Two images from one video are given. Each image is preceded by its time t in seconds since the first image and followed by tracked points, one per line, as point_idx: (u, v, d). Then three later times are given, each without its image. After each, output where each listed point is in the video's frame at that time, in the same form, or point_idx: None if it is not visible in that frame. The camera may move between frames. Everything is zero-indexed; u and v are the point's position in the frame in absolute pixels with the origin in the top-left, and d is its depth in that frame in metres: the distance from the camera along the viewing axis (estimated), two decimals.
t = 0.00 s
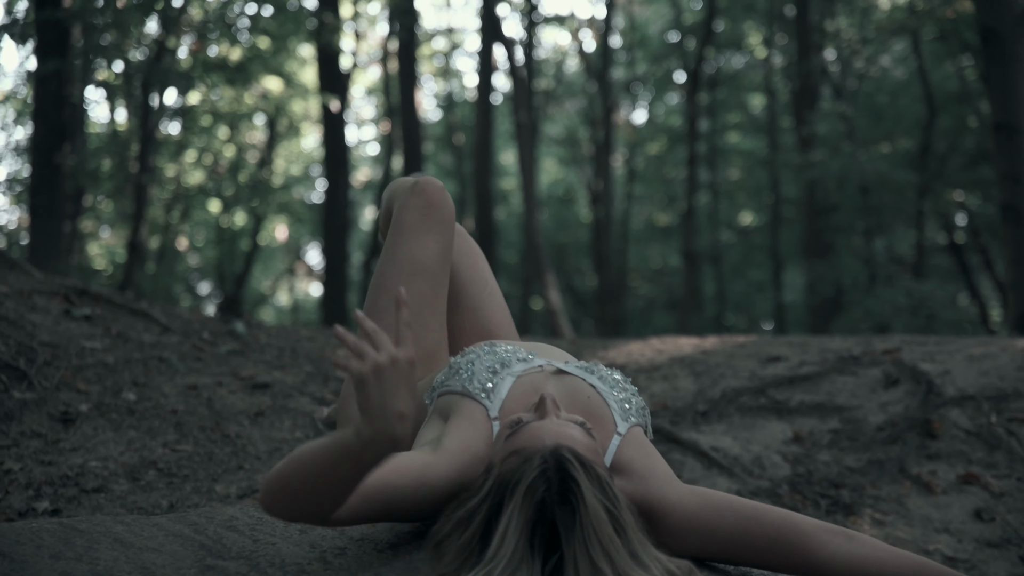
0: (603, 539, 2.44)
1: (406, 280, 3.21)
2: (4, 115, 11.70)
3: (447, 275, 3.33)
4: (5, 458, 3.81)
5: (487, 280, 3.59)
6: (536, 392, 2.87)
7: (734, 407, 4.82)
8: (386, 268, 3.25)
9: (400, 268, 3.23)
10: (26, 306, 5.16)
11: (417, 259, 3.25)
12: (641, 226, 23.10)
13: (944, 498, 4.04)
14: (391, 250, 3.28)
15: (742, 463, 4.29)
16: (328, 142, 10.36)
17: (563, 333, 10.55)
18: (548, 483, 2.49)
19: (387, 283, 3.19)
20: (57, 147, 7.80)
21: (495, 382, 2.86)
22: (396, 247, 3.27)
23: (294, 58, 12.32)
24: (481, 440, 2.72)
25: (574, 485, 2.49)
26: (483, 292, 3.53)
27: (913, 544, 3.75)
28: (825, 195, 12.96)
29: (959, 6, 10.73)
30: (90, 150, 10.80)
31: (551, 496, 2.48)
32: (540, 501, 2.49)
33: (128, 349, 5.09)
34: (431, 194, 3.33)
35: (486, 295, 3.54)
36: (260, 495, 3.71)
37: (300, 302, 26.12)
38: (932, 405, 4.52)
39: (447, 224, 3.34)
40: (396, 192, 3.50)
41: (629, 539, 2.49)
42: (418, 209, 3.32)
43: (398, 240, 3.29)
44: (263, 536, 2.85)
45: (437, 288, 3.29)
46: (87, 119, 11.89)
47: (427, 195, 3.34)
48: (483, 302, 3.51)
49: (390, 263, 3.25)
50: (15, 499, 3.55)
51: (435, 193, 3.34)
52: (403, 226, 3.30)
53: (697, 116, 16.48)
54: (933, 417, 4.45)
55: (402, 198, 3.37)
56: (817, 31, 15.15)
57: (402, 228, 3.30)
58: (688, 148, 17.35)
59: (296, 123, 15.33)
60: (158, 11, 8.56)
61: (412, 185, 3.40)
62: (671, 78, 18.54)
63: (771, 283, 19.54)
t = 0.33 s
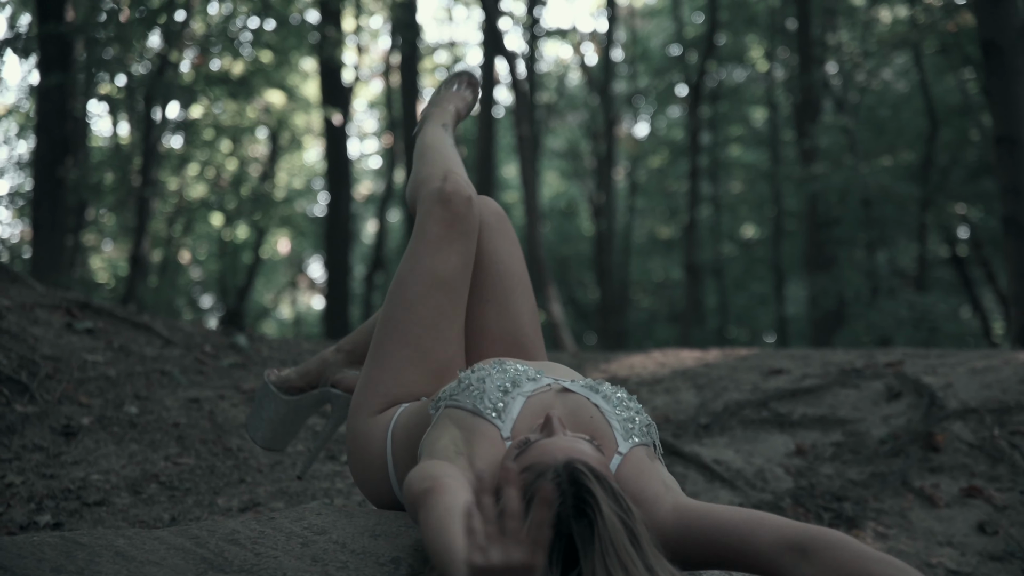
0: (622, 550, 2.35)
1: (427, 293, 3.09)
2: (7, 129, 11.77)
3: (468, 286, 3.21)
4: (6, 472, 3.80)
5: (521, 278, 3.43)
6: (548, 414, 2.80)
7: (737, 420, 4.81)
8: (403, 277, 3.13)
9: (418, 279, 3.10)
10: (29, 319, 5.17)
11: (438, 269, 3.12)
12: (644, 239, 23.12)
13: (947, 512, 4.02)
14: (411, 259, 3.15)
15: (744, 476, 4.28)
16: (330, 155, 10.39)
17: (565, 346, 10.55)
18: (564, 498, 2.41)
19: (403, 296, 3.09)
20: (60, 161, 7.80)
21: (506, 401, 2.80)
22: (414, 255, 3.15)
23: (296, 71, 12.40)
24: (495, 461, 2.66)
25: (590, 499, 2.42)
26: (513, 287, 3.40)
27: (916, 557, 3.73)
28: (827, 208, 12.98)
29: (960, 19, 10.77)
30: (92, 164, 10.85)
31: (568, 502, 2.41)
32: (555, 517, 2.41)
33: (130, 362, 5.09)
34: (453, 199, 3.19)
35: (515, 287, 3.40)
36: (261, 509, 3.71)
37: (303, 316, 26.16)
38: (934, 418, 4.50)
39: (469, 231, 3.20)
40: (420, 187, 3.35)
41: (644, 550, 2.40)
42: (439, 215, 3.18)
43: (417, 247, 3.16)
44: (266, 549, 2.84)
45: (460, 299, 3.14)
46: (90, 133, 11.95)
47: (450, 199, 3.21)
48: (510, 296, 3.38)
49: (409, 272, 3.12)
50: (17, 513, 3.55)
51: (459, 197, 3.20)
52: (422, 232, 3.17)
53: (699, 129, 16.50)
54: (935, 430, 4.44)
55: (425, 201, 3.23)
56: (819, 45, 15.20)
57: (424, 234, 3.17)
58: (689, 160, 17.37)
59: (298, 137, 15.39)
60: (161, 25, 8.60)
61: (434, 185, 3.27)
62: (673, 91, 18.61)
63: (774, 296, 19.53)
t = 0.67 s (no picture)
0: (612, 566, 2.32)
1: (454, 319, 3.03)
2: (12, 145, 11.82)
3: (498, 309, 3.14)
4: (9, 488, 3.81)
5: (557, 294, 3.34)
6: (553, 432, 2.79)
7: (740, 437, 4.81)
8: (429, 296, 3.07)
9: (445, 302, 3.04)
10: (32, 335, 5.18)
11: (468, 296, 3.04)
12: (647, 256, 23.16)
13: (952, 529, 3.99)
14: (441, 276, 3.09)
15: (748, 493, 4.27)
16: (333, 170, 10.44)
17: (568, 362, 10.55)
18: (555, 520, 2.39)
19: (428, 317, 3.04)
20: (64, 177, 7.82)
21: (508, 416, 2.80)
22: (445, 273, 3.08)
23: (300, 88, 12.50)
24: (496, 474, 2.65)
25: (580, 519, 2.40)
26: (543, 307, 3.29)
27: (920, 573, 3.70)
28: (830, 225, 13.00)
29: (963, 37, 10.81)
30: (95, 181, 10.89)
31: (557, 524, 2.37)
32: (545, 536, 2.37)
33: (133, 378, 5.09)
34: (493, 224, 3.07)
35: (546, 308, 3.29)
36: (264, 525, 3.70)
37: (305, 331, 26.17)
38: (938, 434, 4.49)
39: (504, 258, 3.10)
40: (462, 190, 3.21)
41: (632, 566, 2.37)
42: (478, 239, 3.07)
43: (449, 265, 3.08)
44: (268, 566, 2.83)
45: (487, 325, 3.09)
46: (94, 149, 12.00)
47: (492, 222, 3.09)
48: (538, 317, 3.28)
49: (437, 293, 3.06)
50: (20, 528, 3.55)
51: (501, 223, 3.08)
52: (457, 253, 3.07)
53: (702, 146, 16.55)
54: (939, 446, 4.41)
55: (464, 215, 3.11)
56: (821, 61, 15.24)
57: (458, 255, 3.08)
58: (692, 177, 17.44)
59: (301, 153, 15.45)
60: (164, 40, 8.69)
61: (474, 198, 3.13)
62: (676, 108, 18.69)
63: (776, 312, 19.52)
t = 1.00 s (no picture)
0: None
1: (475, 342, 2.78)
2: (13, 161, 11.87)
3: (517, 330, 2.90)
4: (8, 506, 3.80)
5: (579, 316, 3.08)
6: (556, 448, 2.71)
7: (740, 454, 4.81)
8: (450, 314, 2.79)
9: (468, 326, 2.76)
10: (32, 351, 5.17)
11: (494, 322, 2.78)
12: (647, 272, 23.20)
13: (953, 547, 3.97)
14: (466, 292, 2.80)
15: (748, 510, 4.26)
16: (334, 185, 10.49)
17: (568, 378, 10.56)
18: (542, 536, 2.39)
19: (447, 338, 2.77)
20: (65, 193, 7.84)
21: (512, 429, 2.70)
22: (470, 291, 2.79)
23: (301, 104, 12.57)
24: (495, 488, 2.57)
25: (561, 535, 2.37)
26: (564, 328, 3.06)
27: None
28: (831, 242, 13.03)
29: (962, 52, 10.86)
30: (96, 196, 10.92)
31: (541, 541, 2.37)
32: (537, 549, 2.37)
33: (133, 394, 5.09)
34: (531, 250, 2.78)
35: (569, 330, 3.06)
36: (263, 543, 3.69)
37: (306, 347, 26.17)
38: (939, 453, 4.48)
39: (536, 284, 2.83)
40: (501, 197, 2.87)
41: None
42: (513, 266, 2.76)
43: (476, 284, 2.79)
44: None
45: (508, 348, 2.84)
46: (95, 164, 12.04)
47: (525, 250, 2.78)
48: (558, 334, 3.05)
49: (460, 313, 2.77)
50: (19, 546, 3.55)
51: (537, 251, 2.79)
52: (486, 273, 2.78)
53: (702, 162, 16.62)
54: (940, 465, 4.41)
55: (500, 231, 2.80)
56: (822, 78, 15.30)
57: (488, 275, 2.78)
58: (693, 193, 17.50)
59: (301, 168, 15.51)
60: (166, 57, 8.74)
61: (513, 214, 2.82)
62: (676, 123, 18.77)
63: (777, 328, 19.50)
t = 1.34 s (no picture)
0: None
1: (475, 369, 2.55)
2: (12, 182, 11.90)
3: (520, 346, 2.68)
4: (5, 526, 3.79)
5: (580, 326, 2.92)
6: (553, 464, 2.58)
7: (739, 472, 4.81)
8: (450, 337, 2.55)
9: (468, 352, 2.53)
10: (30, 371, 5.16)
11: (496, 349, 2.55)
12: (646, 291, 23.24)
13: (952, 565, 3.94)
14: (471, 310, 2.56)
15: (747, 529, 4.25)
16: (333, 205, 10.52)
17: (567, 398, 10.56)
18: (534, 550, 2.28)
19: (449, 359, 2.54)
20: (64, 214, 7.86)
21: (511, 442, 2.54)
22: (472, 311, 2.55)
23: (299, 125, 12.64)
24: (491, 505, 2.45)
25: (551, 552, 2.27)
26: (565, 350, 2.86)
27: None
28: (829, 260, 13.07)
29: (960, 72, 10.93)
30: (95, 216, 10.95)
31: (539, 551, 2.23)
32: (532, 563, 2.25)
33: (131, 414, 5.08)
34: (540, 275, 2.54)
35: (571, 348, 2.87)
36: (260, 562, 3.68)
37: (305, 366, 26.17)
38: (937, 471, 4.47)
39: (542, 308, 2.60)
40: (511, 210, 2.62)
41: None
42: (520, 292, 2.53)
43: (479, 303, 2.55)
44: None
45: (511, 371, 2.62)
46: (94, 185, 12.08)
47: (533, 275, 2.54)
48: (558, 357, 2.84)
49: (462, 336, 2.53)
50: (15, 567, 3.53)
51: (546, 276, 2.55)
52: (491, 295, 2.54)
53: (700, 181, 16.70)
54: (939, 482, 4.38)
55: (506, 250, 2.56)
56: (819, 97, 15.38)
57: (492, 297, 2.54)
58: (691, 211, 17.52)
59: (300, 188, 15.56)
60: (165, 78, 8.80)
61: (523, 233, 2.57)
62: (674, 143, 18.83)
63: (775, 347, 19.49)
